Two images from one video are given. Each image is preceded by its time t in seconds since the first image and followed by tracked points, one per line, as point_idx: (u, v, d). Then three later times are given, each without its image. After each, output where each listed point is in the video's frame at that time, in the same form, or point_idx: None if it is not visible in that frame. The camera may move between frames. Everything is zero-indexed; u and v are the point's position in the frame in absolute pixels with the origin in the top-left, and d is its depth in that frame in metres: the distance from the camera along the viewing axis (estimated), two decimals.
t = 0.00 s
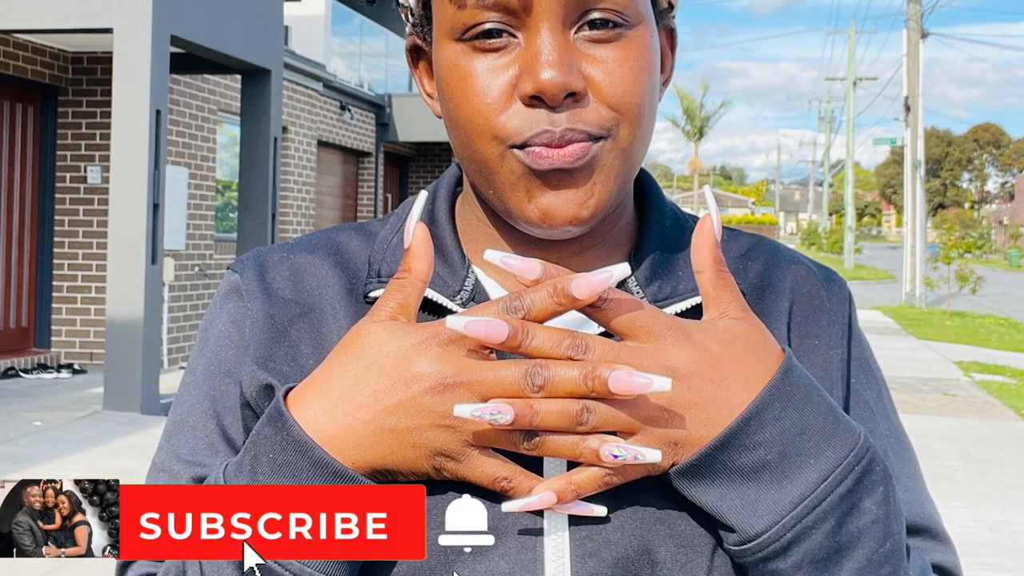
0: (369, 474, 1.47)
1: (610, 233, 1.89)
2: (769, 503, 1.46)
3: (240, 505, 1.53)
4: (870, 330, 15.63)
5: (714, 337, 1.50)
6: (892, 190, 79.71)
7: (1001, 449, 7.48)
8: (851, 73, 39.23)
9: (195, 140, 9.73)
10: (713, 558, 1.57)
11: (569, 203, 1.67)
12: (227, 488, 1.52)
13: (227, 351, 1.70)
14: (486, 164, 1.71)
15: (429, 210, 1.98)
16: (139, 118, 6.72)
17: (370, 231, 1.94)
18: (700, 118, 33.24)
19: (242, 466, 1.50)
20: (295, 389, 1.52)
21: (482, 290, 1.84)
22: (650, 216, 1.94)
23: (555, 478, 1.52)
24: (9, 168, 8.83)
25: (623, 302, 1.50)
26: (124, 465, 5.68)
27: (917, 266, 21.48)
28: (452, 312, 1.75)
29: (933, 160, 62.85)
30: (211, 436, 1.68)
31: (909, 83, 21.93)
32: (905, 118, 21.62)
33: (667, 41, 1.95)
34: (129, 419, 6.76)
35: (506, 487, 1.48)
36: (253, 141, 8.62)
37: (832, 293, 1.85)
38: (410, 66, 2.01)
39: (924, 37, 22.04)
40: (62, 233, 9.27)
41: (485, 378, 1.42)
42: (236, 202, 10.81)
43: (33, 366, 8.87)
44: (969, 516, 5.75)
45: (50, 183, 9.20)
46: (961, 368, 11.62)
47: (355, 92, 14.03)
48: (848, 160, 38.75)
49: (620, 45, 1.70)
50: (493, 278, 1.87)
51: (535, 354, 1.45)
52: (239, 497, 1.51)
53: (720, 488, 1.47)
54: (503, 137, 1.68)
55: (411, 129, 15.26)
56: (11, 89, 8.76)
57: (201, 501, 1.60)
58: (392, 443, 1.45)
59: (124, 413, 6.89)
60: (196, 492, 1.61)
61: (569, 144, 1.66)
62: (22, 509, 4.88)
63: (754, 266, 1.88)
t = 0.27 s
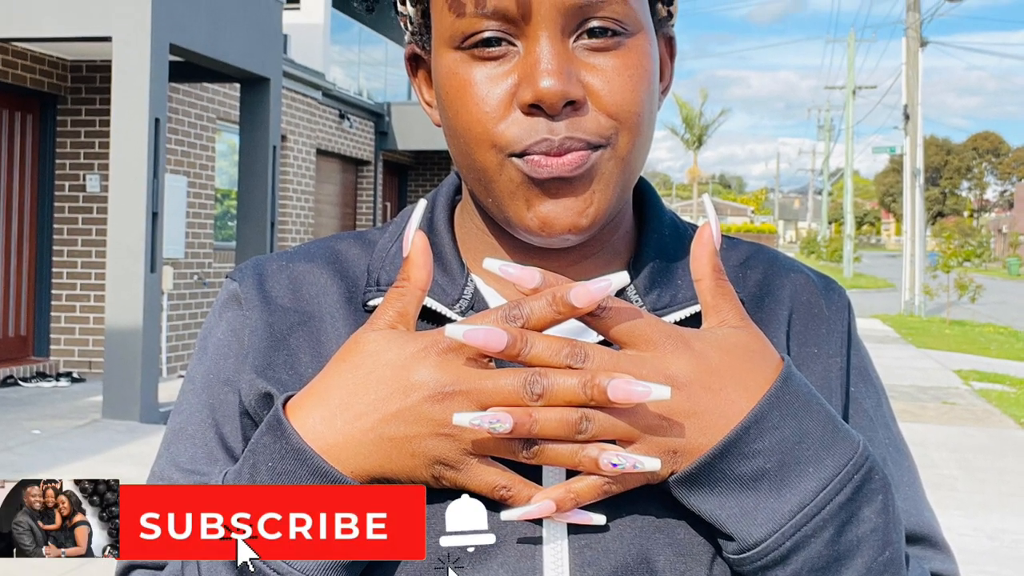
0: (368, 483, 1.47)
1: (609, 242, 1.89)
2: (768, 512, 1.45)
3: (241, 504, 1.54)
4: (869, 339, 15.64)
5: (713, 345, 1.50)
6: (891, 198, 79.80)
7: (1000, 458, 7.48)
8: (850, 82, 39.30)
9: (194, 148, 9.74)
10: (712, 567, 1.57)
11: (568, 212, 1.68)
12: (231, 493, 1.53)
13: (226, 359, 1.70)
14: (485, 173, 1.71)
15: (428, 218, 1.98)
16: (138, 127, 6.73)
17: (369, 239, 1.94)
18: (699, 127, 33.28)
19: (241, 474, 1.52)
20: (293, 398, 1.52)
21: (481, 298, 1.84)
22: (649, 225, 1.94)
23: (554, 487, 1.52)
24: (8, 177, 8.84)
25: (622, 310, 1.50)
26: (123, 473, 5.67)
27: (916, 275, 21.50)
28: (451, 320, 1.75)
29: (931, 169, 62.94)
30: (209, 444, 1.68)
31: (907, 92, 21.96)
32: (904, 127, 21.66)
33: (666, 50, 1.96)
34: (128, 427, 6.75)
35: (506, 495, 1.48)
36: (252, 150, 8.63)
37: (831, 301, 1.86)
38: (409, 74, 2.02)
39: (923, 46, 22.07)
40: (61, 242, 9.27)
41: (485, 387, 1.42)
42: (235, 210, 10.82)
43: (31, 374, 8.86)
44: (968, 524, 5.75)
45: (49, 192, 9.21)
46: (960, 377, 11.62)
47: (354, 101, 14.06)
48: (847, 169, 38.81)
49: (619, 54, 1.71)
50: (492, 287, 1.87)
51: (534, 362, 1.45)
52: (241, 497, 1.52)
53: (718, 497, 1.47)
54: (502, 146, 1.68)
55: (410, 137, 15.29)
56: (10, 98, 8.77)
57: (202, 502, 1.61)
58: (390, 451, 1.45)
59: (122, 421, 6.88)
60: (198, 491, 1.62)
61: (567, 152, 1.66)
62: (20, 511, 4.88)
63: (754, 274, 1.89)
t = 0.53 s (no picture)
0: (367, 491, 1.46)
1: (607, 251, 1.89)
2: (767, 520, 1.45)
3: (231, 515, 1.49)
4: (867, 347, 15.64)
5: (712, 354, 1.50)
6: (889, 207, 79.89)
7: (999, 466, 7.47)
8: (849, 90, 39.38)
9: (194, 157, 9.76)
10: None
11: (567, 220, 1.68)
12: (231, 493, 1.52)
13: (225, 368, 1.71)
14: (484, 182, 1.72)
15: (427, 227, 1.99)
16: (138, 135, 6.73)
17: (369, 248, 1.95)
18: (698, 135, 33.33)
19: (239, 483, 1.47)
20: (293, 406, 1.52)
21: (480, 307, 1.84)
22: (648, 233, 1.94)
23: (553, 495, 1.51)
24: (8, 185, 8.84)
25: (621, 319, 1.50)
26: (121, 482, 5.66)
27: (915, 283, 21.51)
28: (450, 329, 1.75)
29: (930, 177, 63.02)
30: (209, 453, 1.68)
31: (907, 100, 21.99)
32: (903, 135, 21.69)
33: (665, 58, 1.97)
34: (127, 436, 6.74)
35: (505, 504, 1.48)
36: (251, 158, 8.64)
37: (831, 310, 1.86)
38: (408, 83, 2.03)
39: (921, 55, 22.12)
40: (60, 250, 9.28)
41: (484, 396, 1.42)
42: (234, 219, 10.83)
43: (31, 383, 8.86)
44: (967, 532, 5.74)
45: (48, 200, 9.21)
46: (959, 385, 11.62)
47: (354, 109, 14.08)
48: (845, 177, 38.87)
49: (619, 62, 1.71)
50: (491, 295, 1.88)
51: (533, 371, 1.45)
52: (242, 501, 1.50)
53: (718, 505, 1.47)
54: (501, 154, 1.68)
55: (409, 146, 15.32)
56: (9, 107, 8.78)
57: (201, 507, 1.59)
58: (389, 460, 1.44)
59: (121, 430, 6.87)
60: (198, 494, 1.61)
61: (566, 161, 1.66)
62: (11, 517, 4.84)
63: (753, 282, 1.89)
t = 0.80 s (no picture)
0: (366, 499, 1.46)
1: (607, 259, 1.90)
2: (766, 528, 1.45)
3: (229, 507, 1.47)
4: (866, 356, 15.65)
5: (712, 362, 1.50)
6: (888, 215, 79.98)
7: (998, 475, 7.47)
8: (848, 99, 39.45)
9: (192, 165, 9.76)
10: None
11: (566, 229, 1.69)
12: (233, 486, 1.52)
13: (225, 376, 1.71)
14: (483, 190, 1.72)
15: (426, 235, 1.99)
16: (136, 143, 6.74)
17: (368, 256, 1.95)
18: (697, 144, 33.34)
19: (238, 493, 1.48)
20: (291, 415, 1.52)
21: (479, 315, 1.84)
22: (647, 242, 1.95)
23: (552, 504, 1.51)
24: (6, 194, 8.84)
25: (621, 327, 1.50)
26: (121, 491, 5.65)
27: (914, 292, 21.53)
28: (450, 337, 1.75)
29: (928, 186, 63.11)
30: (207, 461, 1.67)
31: (906, 108, 22.02)
32: (902, 144, 21.72)
33: (665, 67, 1.98)
34: (126, 444, 6.73)
35: (504, 512, 1.49)
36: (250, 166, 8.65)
37: (830, 318, 1.86)
38: (408, 91, 2.03)
39: (920, 63, 22.16)
40: (58, 259, 9.28)
41: (483, 404, 1.42)
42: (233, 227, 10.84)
43: (29, 392, 8.84)
44: (966, 541, 5.74)
45: (47, 209, 9.21)
46: (958, 394, 11.61)
47: (353, 118, 14.10)
48: (844, 186, 38.93)
49: (618, 71, 1.72)
50: (490, 304, 1.88)
51: (533, 380, 1.45)
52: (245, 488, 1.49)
53: (717, 514, 1.47)
54: (500, 163, 1.69)
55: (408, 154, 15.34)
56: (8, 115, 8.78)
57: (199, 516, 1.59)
58: (388, 468, 1.44)
59: (120, 438, 6.86)
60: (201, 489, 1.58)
61: (566, 169, 1.67)
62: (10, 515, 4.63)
63: (752, 291, 1.89)
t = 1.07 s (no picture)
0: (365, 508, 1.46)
1: (606, 268, 1.90)
2: (766, 537, 1.45)
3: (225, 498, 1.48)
4: (866, 364, 15.64)
5: (711, 370, 1.50)
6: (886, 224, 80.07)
7: (998, 483, 7.47)
8: (847, 107, 39.53)
9: (191, 174, 9.77)
10: None
11: (566, 237, 1.69)
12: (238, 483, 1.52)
13: (223, 385, 1.71)
14: (482, 199, 1.72)
15: (425, 244, 1.99)
16: (135, 151, 6.74)
17: (366, 265, 1.96)
18: (696, 153, 33.36)
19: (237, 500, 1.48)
20: (290, 423, 1.52)
21: (478, 324, 1.85)
22: (646, 250, 1.95)
23: (551, 512, 1.51)
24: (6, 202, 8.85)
25: (619, 336, 1.50)
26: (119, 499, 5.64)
27: (913, 300, 21.54)
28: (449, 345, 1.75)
29: (927, 195, 63.20)
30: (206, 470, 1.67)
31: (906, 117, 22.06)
32: (902, 152, 21.75)
33: (664, 75, 1.98)
34: (125, 453, 6.73)
35: (503, 521, 1.48)
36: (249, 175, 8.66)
37: (829, 327, 1.86)
38: (407, 99, 2.04)
39: (919, 72, 22.22)
40: (58, 268, 9.29)
41: (481, 413, 1.42)
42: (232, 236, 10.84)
43: (28, 401, 8.84)
44: (966, 549, 5.73)
45: (46, 217, 9.22)
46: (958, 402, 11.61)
47: (351, 126, 14.12)
48: (843, 194, 38.99)
49: (617, 79, 1.72)
50: (490, 312, 1.88)
51: (532, 388, 1.45)
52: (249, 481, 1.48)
53: (716, 522, 1.47)
54: (499, 171, 1.69)
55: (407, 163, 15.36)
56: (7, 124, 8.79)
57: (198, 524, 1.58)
58: (388, 476, 1.44)
59: (119, 447, 6.85)
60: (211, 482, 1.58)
61: (565, 178, 1.67)
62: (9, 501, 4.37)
63: (751, 299, 1.90)
